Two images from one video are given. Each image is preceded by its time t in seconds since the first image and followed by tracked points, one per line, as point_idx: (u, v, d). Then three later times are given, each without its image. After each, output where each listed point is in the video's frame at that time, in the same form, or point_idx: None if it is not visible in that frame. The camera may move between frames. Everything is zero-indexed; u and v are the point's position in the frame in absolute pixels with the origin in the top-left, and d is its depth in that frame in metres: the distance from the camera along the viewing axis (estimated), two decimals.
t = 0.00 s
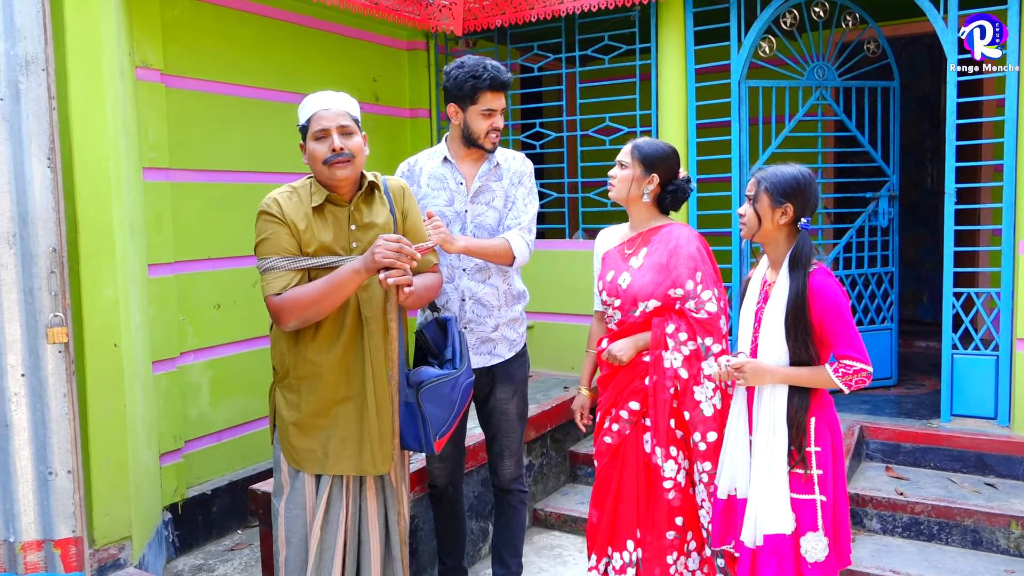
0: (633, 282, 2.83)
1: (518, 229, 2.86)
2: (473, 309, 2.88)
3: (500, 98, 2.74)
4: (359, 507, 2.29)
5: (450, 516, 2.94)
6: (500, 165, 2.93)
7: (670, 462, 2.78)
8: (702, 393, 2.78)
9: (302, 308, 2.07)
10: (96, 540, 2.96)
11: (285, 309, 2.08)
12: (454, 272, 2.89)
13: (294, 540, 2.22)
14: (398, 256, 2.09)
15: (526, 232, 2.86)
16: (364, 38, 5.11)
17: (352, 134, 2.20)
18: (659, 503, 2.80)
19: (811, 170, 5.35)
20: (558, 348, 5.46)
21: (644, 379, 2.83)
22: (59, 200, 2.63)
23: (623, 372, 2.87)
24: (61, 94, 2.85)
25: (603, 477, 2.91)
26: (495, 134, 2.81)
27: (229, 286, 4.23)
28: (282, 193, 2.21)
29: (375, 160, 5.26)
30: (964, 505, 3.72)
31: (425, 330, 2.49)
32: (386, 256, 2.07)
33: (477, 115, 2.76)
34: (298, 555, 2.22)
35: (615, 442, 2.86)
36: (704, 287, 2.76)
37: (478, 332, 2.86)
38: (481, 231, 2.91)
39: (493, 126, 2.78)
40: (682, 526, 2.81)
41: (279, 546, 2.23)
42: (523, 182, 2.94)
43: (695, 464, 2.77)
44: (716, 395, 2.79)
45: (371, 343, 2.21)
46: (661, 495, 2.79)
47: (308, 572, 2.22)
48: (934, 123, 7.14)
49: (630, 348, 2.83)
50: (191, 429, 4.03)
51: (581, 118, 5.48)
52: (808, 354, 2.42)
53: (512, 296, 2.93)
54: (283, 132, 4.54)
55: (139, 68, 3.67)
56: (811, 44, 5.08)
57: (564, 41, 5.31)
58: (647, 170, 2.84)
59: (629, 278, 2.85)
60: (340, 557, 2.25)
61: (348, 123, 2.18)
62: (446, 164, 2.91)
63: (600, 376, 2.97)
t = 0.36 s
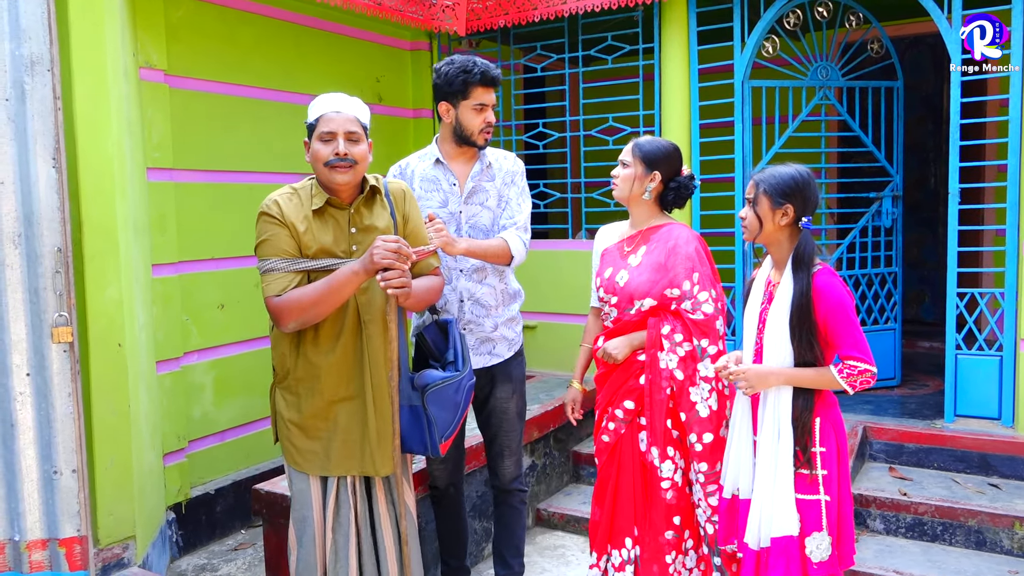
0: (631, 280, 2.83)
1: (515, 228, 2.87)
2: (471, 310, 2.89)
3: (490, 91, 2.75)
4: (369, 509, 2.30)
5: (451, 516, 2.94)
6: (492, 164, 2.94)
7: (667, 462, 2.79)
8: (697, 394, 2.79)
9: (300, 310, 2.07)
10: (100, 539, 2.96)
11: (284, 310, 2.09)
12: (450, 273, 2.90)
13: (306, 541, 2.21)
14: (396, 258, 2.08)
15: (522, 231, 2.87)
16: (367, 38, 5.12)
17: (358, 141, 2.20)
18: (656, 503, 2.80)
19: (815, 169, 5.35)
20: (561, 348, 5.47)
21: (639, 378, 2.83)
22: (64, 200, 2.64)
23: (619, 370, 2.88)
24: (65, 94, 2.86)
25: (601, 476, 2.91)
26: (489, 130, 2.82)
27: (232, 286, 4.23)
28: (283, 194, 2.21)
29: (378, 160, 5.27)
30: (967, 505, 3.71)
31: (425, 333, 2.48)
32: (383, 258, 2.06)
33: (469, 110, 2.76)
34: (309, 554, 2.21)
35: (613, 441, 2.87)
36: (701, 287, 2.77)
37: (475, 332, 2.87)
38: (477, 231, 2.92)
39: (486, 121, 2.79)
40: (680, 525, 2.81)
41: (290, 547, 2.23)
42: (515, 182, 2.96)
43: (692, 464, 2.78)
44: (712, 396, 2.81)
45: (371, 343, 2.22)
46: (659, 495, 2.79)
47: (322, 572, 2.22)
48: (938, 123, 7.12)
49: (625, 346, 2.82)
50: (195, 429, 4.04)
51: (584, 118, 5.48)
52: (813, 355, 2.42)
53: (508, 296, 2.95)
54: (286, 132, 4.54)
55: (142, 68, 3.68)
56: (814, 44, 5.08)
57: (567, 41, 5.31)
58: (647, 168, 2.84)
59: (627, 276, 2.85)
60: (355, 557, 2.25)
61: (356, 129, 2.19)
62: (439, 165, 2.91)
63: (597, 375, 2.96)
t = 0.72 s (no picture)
0: (628, 280, 2.84)
1: (505, 232, 2.86)
2: (463, 309, 2.90)
3: (437, 83, 2.75)
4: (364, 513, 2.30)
5: (452, 516, 2.94)
6: (485, 164, 2.93)
7: (663, 460, 2.79)
8: (694, 392, 2.79)
9: (292, 314, 2.07)
10: (103, 538, 2.97)
11: (274, 314, 2.09)
12: (443, 272, 2.91)
13: (302, 544, 2.22)
14: (388, 260, 2.08)
15: (513, 236, 2.87)
16: (370, 39, 5.13)
17: (332, 140, 2.17)
18: (654, 501, 2.81)
19: (817, 169, 5.35)
20: (563, 348, 5.47)
21: (638, 377, 2.83)
22: (67, 198, 2.65)
23: (617, 370, 2.87)
24: (69, 94, 2.87)
25: (600, 477, 2.92)
26: (431, 122, 2.81)
27: (235, 286, 4.24)
28: (269, 198, 2.22)
29: (380, 160, 5.27)
30: (970, 506, 3.70)
31: (414, 332, 2.47)
32: (374, 261, 2.06)
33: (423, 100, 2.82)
34: (308, 558, 2.22)
35: (611, 440, 2.86)
36: (698, 286, 2.77)
37: (469, 332, 2.87)
38: (467, 232, 2.92)
39: (428, 111, 2.79)
40: (676, 523, 2.82)
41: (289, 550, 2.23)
42: (509, 183, 2.94)
43: (687, 461, 2.79)
44: (707, 393, 2.81)
45: (365, 347, 2.22)
46: (655, 493, 2.80)
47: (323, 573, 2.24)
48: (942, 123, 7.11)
49: (625, 345, 2.81)
50: (197, 428, 4.05)
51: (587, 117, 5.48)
52: (815, 356, 2.42)
53: (503, 295, 2.95)
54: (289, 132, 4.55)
55: (146, 68, 3.69)
56: (816, 44, 5.08)
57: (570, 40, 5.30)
58: (642, 168, 2.84)
59: (625, 275, 2.86)
60: (353, 559, 2.26)
61: (328, 130, 2.16)
62: (430, 165, 2.94)
63: (596, 373, 2.96)
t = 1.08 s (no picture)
0: (627, 280, 2.84)
1: (506, 235, 2.87)
2: (460, 308, 2.90)
3: (445, 83, 2.76)
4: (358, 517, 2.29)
5: (454, 518, 2.94)
6: (485, 165, 2.94)
7: (665, 460, 2.80)
8: (695, 391, 2.80)
9: (297, 314, 2.07)
10: (106, 539, 2.97)
11: (280, 314, 2.08)
12: (440, 272, 2.91)
13: (305, 546, 2.23)
14: (397, 260, 2.10)
15: (513, 239, 2.88)
16: (372, 40, 5.13)
17: (349, 144, 2.20)
18: (655, 501, 2.81)
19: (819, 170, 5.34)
20: (565, 349, 5.47)
21: (637, 377, 2.83)
22: (70, 200, 2.65)
23: (617, 370, 2.87)
24: (72, 96, 2.87)
25: (602, 478, 2.91)
26: (436, 122, 2.81)
27: (237, 287, 4.25)
28: (276, 198, 2.21)
29: (382, 161, 5.28)
30: (973, 506, 3.70)
31: (414, 337, 2.48)
32: (383, 261, 2.07)
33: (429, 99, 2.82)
34: (307, 557, 2.23)
35: (612, 441, 2.86)
36: (697, 285, 2.78)
37: (465, 331, 2.87)
38: (464, 231, 2.93)
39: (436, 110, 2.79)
40: (677, 523, 2.82)
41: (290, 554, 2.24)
42: (509, 185, 2.95)
43: (689, 461, 2.80)
44: (708, 393, 2.82)
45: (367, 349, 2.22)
46: (657, 494, 2.80)
47: (317, 573, 2.23)
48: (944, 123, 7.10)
49: (624, 345, 2.81)
50: (200, 429, 4.05)
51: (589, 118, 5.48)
52: (813, 358, 2.42)
53: (499, 297, 2.95)
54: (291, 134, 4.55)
55: (148, 70, 3.69)
56: (818, 44, 5.07)
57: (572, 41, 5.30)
58: (641, 170, 2.84)
59: (624, 276, 2.86)
60: (346, 560, 2.25)
61: (347, 133, 2.18)
62: (429, 163, 2.94)
63: (596, 374, 2.95)
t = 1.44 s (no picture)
0: (626, 280, 2.84)
1: (507, 252, 2.89)
2: (456, 314, 2.90)
3: (459, 92, 2.77)
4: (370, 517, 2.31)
5: (455, 520, 2.95)
6: (494, 177, 2.94)
7: (665, 461, 2.80)
8: (694, 392, 2.81)
9: (304, 319, 2.08)
10: (108, 542, 2.97)
11: (287, 318, 2.09)
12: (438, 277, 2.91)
13: (309, 548, 2.23)
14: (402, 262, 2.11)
15: (513, 257, 2.89)
16: (372, 44, 5.14)
17: (355, 145, 2.22)
18: (655, 502, 2.81)
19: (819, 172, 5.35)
20: (566, 351, 5.47)
21: (636, 379, 2.84)
22: (72, 204, 2.67)
23: (616, 372, 2.87)
24: (74, 101, 2.88)
25: (601, 480, 2.92)
26: (447, 130, 2.82)
27: (239, 291, 4.26)
28: (280, 202, 2.22)
29: (383, 165, 5.29)
30: (975, 507, 3.70)
31: (419, 338, 2.50)
32: (389, 263, 2.08)
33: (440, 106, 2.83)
34: (312, 559, 2.22)
35: (611, 443, 2.87)
36: (695, 286, 2.78)
37: (461, 337, 2.88)
38: (465, 241, 2.94)
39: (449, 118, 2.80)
40: (678, 523, 2.82)
41: (293, 558, 2.23)
42: (516, 202, 2.96)
43: (689, 461, 2.80)
44: (707, 393, 2.83)
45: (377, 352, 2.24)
46: (658, 494, 2.80)
47: (326, 573, 2.24)
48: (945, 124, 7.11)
49: (623, 347, 2.82)
50: (202, 433, 4.06)
51: (590, 121, 5.49)
52: (812, 361, 2.42)
53: (497, 302, 2.95)
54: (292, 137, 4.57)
55: (149, 75, 3.71)
56: (818, 46, 5.08)
57: (572, 45, 5.32)
58: (643, 174, 2.85)
59: (621, 276, 2.86)
60: (356, 563, 2.26)
61: (354, 134, 2.21)
62: (439, 167, 2.95)
63: (595, 376, 2.96)
